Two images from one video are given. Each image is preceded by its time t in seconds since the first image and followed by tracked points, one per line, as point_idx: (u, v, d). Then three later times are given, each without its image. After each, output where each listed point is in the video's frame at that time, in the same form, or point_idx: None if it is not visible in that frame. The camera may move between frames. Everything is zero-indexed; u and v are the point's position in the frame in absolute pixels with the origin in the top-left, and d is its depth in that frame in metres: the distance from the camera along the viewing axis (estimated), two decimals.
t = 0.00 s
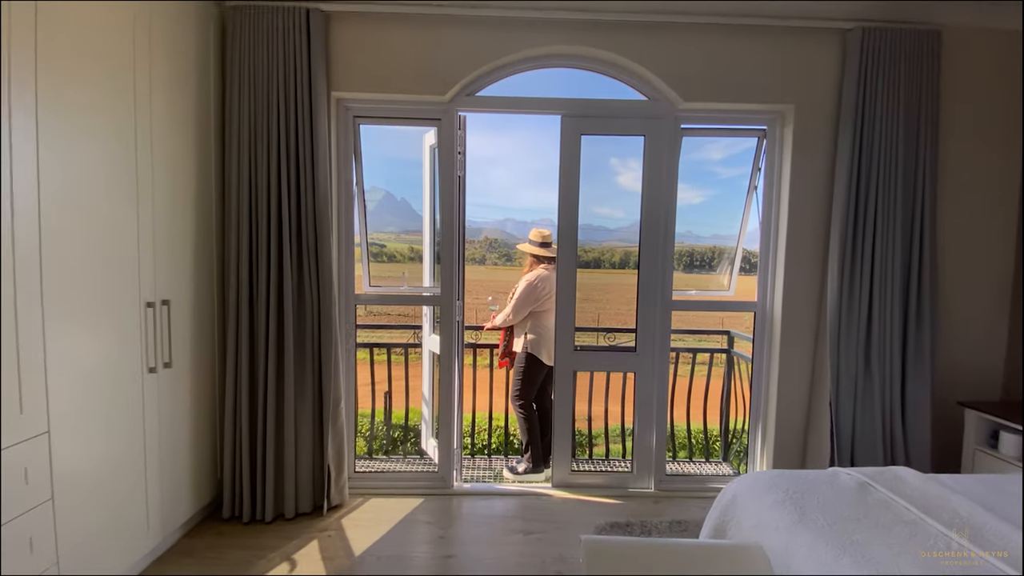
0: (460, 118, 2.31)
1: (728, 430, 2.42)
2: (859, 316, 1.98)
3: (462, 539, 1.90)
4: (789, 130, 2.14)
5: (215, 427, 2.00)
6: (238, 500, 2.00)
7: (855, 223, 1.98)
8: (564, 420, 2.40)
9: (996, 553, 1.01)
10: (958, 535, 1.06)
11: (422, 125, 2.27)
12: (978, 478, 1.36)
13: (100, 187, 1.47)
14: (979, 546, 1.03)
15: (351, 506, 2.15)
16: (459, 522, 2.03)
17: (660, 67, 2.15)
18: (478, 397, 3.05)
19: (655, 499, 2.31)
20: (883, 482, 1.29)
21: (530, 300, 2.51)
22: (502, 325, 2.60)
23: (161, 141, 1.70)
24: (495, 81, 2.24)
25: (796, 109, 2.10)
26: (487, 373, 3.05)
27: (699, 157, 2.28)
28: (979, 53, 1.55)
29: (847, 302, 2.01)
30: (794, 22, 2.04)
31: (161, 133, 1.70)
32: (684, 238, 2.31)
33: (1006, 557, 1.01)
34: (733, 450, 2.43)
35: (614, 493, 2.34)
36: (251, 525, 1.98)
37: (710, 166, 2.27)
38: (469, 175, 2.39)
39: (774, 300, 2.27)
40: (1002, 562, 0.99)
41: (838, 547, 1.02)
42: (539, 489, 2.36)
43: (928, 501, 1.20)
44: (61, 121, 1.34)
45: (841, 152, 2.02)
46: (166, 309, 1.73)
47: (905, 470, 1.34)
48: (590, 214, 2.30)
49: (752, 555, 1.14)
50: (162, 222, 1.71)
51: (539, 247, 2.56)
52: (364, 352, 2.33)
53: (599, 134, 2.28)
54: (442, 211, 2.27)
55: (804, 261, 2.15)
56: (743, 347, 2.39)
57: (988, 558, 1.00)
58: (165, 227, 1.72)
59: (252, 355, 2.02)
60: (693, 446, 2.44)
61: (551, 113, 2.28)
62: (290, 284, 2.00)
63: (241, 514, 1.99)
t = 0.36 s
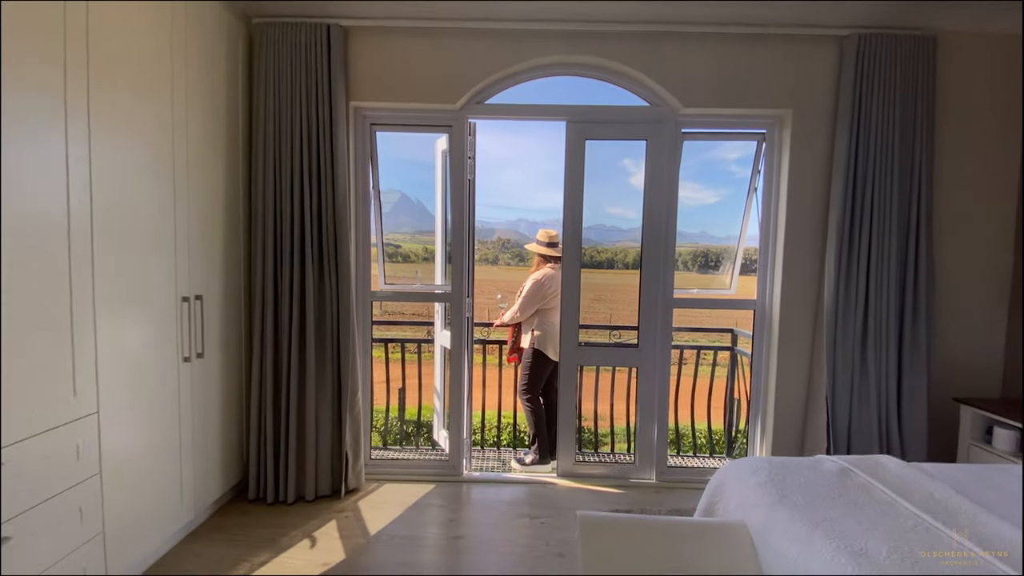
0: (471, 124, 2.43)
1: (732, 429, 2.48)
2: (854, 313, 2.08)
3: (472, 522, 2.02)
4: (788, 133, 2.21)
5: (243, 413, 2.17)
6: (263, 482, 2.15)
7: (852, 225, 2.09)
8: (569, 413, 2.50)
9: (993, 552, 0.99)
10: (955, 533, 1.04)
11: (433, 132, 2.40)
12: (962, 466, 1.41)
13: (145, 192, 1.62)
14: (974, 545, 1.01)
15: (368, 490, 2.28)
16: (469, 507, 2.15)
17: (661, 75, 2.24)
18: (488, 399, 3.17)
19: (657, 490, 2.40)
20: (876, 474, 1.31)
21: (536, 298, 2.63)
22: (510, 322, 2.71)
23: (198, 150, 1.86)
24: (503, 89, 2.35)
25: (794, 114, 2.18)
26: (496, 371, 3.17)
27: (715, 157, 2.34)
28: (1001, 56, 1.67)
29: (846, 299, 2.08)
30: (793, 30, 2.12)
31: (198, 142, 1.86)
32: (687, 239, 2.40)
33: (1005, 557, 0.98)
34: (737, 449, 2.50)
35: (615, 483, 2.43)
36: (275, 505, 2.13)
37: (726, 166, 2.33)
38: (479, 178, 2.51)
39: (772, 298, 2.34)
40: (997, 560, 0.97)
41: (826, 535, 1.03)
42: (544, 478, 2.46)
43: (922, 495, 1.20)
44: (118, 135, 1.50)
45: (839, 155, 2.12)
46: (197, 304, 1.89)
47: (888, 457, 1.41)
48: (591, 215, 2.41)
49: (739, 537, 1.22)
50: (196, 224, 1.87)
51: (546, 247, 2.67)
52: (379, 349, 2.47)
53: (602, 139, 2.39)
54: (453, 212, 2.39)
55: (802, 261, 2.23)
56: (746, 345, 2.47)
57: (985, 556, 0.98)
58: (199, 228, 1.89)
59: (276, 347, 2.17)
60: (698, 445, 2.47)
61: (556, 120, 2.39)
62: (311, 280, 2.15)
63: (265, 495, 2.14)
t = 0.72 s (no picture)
0: (482, 131, 2.55)
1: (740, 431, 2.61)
2: (857, 310, 2.13)
3: (481, 509, 2.13)
4: (791, 136, 2.28)
5: (270, 402, 2.34)
6: (288, 466, 2.31)
7: (852, 226, 2.14)
8: (576, 408, 2.59)
9: (993, 554, 0.99)
10: (958, 533, 1.04)
11: (447, 138, 2.52)
12: (945, 458, 1.43)
13: (180, 195, 1.78)
14: (975, 546, 1.01)
15: (385, 476, 2.41)
16: (479, 495, 2.27)
17: (666, 81, 2.32)
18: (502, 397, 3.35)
19: (661, 483, 2.48)
20: (876, 471, 1.32)
21: (545, 297, 2.72)
22: (521, 319, 2.81)
23: (227, 159, 2.02)
24: (513, 97, 2.46)
25: (796, 117, 2.25)
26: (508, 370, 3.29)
27: (733, 157, 2.39)
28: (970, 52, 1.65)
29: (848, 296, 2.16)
30: (794, 35, 2.18)
31: (229, 152, 2.03)
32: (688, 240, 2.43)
33: (1005, 558, 0.99)
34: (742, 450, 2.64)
35: (620, 476, 2.51)
36: (299, 488, 2.28)
37: (743, 165, 2.40)
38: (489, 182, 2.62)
39: (776, 295, 2.39)
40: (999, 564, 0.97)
41: (825, 529, 1.05)
42: (552, 469, 2.56)
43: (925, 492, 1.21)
44: (156, 146, 1.66)
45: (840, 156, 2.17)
46: (229, 299, 2.06)
47: (878, 450, 1.44)
48: (602, 216, 2.49)
49: (724, 519, 1.29)
50: (227, 226, 2.04)
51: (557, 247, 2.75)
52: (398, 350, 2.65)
53: (605, 143, 2.47)
54: (465, 214, 2.50)
55: (804, 259, 2.29)
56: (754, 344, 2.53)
57: (987, 559, 0.99)
58: (230, 230, 2.06)
59: (300, 341, 2.33)
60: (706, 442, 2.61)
61: (563, 125, 2.48)
62: (334, 276, 2.29)
63: (290, 478, 2.30)
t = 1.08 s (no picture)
0: (495, 137, 2.66)
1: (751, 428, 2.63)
2: (864, 310, 2.14)
3: (494, 496, 2.25)
4: (798, 137, 2.31)
5: (299, 393, 2.51)
6: (315, 453, 2.48)
7: (857, 224, 2.17)
8: (587, 403, 2.68)
9: (992, 554, 0.99)
10: (957, 533, 1.04)
11: (463, 144, 2.64)
12: (933, 451, 1.45)
13: (218, 199, 1.96)
14: (975, 547, 1.01)
15: (403, 465, 2.55)
16: (493, 483, 2.38)
17: (673, 85, 2.39)
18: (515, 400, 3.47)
19: (669, 476, 2.56)
20: (864, 465, 1.36)
21: (557, 296, 2.81)
22: (534, 317, 2.91)
23: (259, 168, 2.20)
24: (526, 103, 2.56)
25: (801, 118, 2.29)
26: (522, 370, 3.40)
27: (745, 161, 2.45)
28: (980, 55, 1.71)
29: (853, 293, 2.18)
30: (799, 38, 2.22)
31: (261, 161, 2.21)
32: (695, 239, 2.50)
33: (1005, 559, 0.98)
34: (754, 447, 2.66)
35: (630, 470, 2.62)
36: (325, 473, 2.44)
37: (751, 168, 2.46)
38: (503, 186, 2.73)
39: (783, 295, 2.44)
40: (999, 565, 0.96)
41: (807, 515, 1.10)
42: (564, 462, 2.66)
43: (925, 489, 1.21)
44: (194, 158, 1.83)
45: (846, 155, 2.20)
46: (262, 296, 2.24)
47: (868, 443, 1.46)
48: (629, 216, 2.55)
49: (712, 501, 1.36)
50: (260, 229, 2.22)
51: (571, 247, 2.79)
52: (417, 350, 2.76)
53: (615, 146, 2.54)
54: (480, 216, 2.62)
55: (811, 258, 2.32)
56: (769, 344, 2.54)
57: (989, 561, 0.98)
58: (263, 233, 2.24)
59: (326, 335, 2.49)
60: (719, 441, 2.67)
61: (574, 129, 2.58)
62: (357, 275, 2.44)
63: (317, 463, 2.47)
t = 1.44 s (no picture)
0: (512, 142, 2.76)
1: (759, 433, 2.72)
2: (877, 311, 2.21)
3: (510, 487, 2.34)
4: (808, 137, 2.35)
5: (327, 386, 2.67)
6: (342, 443, 2.63)
7: (869, 225, 2.21)
8: (601, 399, 2.75)
9: (992, 554, 0.97)
10: (958, 529, 1.03)
11: (482, 149, 2.76)
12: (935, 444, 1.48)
13: (252, 203, 2.12)
14: (974, 545, 0.99)
15: (423, 456, 2.67)
16: (509, 475, 2.47)
17: (684, 89, 2.44)
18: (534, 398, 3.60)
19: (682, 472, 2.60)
20: (863, 456, 1.39)
21: (573, 295, 2.90)
22: (550, 315, 2.99)
23: (290, 175, 2.36)
24: (541, 109, 2.65)
25: (812, 120, 2.31)
26: (540, 369, 3.51)
27: (758, 164, 2.49)
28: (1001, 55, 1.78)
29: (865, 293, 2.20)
30: (810, 40, 2.26)
31: (291, 169, 2.37)
32: (709, 240, 2.56)
33: (1005, 558, 0.96)
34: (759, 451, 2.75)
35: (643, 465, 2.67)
36: (351, 462, 2.58)
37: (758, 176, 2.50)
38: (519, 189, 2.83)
39: (796, 293, 2.46)
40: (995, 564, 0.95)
41: (800, 499, 1.14)
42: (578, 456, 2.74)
43: (930, 486, 1.20)
44: (232, 167, 2.00)
45: (856, 156, 2.23)
46: (293, 294, 2.40)
47: (868, 435, 1.50)
48: (652, 216, 2.61)
49: (713, 488, 1.42)
50: (290, 232, 2.38)
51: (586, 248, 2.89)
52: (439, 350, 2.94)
53: (628, 149, 2.61)
54: (495, 218, 2.72)
55: (823, 257, 2.35)
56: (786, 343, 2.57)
57: (989, 560, 0.96)
58: (293, 236, 2.40)
59: (352, 332, 2.63)
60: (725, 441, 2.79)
61: (588, 133, 2.66)
62: (380, 275, 2.58)
63: (342, 453, 2.62)
